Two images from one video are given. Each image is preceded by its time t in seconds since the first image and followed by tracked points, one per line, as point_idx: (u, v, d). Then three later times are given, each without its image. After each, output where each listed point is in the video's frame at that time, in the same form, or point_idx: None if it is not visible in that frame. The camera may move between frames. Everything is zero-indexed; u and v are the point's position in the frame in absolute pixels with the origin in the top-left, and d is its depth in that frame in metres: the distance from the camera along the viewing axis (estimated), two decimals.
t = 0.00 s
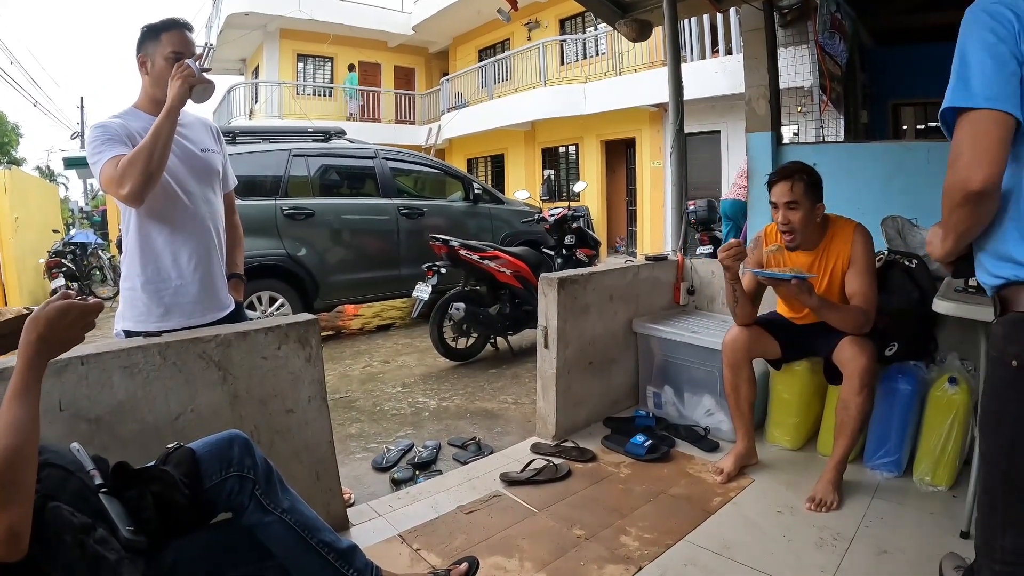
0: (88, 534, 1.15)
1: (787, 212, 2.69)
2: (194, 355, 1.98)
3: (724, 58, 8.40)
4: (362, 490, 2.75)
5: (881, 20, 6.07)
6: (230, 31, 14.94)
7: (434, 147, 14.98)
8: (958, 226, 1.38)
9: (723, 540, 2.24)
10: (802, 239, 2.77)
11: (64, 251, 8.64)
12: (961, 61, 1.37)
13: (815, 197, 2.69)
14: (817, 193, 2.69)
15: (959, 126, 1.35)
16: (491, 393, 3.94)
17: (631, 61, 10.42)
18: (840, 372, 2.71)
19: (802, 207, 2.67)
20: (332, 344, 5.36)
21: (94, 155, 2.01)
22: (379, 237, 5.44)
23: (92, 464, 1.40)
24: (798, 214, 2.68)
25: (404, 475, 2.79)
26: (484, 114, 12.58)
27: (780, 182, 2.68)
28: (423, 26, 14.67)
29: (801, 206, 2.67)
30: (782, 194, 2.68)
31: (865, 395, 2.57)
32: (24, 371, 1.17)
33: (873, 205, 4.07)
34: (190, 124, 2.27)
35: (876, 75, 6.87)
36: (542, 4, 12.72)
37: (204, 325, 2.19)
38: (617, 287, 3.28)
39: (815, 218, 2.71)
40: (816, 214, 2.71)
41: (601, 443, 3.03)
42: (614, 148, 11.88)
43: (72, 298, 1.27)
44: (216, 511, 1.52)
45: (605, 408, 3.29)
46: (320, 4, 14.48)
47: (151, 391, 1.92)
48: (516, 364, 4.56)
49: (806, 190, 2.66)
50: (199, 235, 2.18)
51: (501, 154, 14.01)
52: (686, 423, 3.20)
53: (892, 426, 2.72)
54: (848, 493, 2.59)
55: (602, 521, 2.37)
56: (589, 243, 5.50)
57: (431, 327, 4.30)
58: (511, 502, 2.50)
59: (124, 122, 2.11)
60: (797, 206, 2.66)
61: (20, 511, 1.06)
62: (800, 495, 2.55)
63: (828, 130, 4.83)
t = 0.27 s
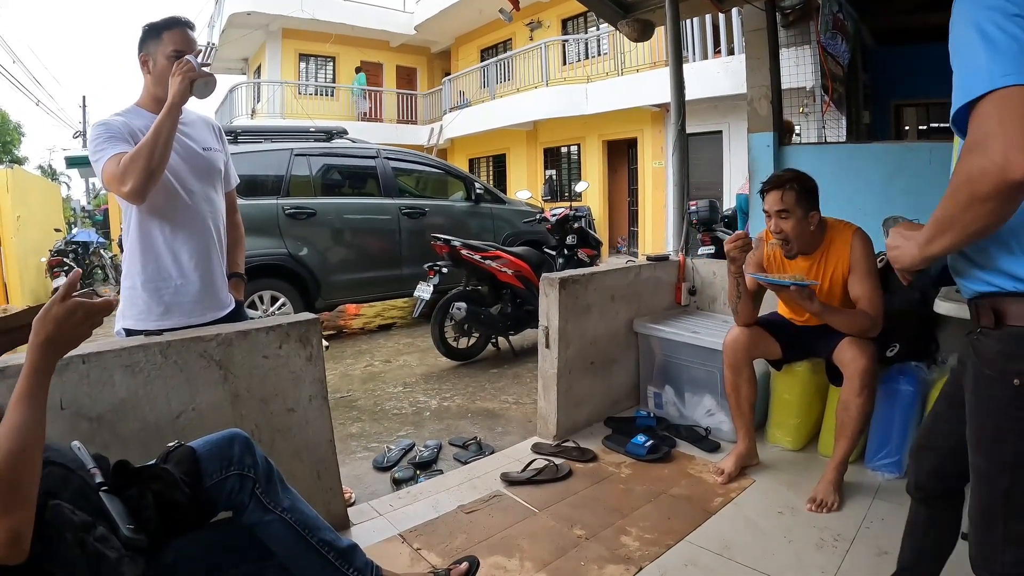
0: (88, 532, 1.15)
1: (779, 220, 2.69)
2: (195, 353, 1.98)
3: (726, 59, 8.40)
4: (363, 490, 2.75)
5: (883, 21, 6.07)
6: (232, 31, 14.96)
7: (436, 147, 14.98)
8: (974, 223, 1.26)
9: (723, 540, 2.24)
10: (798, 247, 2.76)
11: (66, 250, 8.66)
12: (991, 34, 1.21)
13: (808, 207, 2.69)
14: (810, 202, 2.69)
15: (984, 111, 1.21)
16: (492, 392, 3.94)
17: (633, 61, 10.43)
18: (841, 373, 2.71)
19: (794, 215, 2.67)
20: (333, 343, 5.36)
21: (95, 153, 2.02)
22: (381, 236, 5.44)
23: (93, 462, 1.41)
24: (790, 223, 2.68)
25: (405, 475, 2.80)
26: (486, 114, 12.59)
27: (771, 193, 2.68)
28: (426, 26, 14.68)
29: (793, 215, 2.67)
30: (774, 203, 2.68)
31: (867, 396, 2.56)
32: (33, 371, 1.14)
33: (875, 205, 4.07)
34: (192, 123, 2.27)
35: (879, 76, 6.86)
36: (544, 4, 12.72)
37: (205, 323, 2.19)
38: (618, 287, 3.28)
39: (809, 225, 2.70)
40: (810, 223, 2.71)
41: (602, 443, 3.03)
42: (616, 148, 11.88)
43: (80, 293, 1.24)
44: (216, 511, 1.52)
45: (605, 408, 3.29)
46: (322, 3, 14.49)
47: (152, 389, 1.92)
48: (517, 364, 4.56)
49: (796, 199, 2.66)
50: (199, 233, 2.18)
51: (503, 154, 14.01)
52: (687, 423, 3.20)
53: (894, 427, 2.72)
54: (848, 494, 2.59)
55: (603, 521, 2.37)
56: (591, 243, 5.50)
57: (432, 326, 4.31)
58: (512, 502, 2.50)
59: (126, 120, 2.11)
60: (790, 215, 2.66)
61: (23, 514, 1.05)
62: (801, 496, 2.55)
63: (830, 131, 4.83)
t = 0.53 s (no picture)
0: (93, 528, 1.16)
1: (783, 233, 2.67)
2: (200, 352, 1.98)
3: (729, 59, 8.40)
4: (365, 489, 2.76)
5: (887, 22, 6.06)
6: (236, 31, 14.98)
7: (439, 147, 14.98)
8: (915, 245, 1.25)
9: (726, 540, 2.24)
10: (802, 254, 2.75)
11: (68, 250, 8.66)
12: (952, 57, 1.17)
13: (812, 215, 2.66)
14: (813, 210, 2.66)
15: (937, 139, 1.18)
16: (496, 392, 3.94)
17: (637, 62, 10.44)
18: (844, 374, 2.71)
19: (798, 227, 2.65)
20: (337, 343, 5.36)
21: (100, 151, 2.02)
22: (384, 236, 5.44)
23: (98, 459, 1.42)
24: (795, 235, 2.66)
25: (408, 474, 2.80)
26: (490, 114, 12.56)
27: (774, 206, 2.65)
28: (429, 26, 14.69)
29: (797, 227, 2.64)
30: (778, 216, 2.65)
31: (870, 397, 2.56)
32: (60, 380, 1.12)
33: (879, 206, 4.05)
34: (196, 122, 2.28)
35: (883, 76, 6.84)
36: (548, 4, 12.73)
37: (208, 321, 2.20)
38: (622, 287, 3.28)
39: (813, 234, 2.69)
40: (814, 231, 2.69)
41: (605, 443, 3.03)
42: (620, 148, 11.89)
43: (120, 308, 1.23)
44: (222, 508, 1.53)
45: (609, 408, 3.29)
46: (325, 4, 14.51)
47: (156, 388, 1.93)
48: (520, 364, 4.56)
49: (800, 210, 2.63)
50: (204, 231, 2.19)
51: (506, 154, 14.01)
52: (690, 423, 3.20)
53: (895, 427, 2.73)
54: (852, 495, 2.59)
55: (606, 521, 2.37)
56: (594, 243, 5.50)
57: (435, 326, 4.31)
58: (515, 501, 2.50)
59: (130, 119, 2.12)
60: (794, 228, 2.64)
61: (37, 522, 1.04)
62: (803, 496, 2.55)
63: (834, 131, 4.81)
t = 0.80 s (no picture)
0: (112, 520, 1.19)
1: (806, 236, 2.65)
2: (219, 347, 2.01)
3: (748, 60, 8.35)
4: (381, 486, 2.77)
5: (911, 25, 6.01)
6: (256, 30, 15.10)
7: (456, 147, 15.02)
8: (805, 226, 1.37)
9: (739, 542, 2.23)
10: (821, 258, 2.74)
11: (89, 246, 8.77)
12: (838, 55, 1.28)
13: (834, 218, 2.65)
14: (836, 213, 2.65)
15: (815, 118, 1.29)
16: (512, 392, 3.95)
17: (654, 63, 10.41)
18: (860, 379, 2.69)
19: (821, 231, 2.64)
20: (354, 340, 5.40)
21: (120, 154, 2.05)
22: (402, 235, 5.46)
23: (118, 451, 1.46)
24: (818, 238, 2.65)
25: (424, 472, 2.81)
26: (508, 114, 12.54)
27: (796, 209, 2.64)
28: (447, 25, 14.73)
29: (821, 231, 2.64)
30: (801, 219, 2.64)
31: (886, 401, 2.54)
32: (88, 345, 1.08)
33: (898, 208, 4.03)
34: (216, 121, 2.29)
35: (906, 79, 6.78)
36: (567, 4, 12.73)
37: (227, 319, 2.22)
38: (639, 287, 3.28)
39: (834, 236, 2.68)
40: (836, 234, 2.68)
41: (620, 444, 3.03)
42: (637, 148, 11.89)
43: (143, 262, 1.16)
44: (240, 501, 1.55)
45: (624, 409, 3.28)
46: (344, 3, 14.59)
47: (176, 382, 1.95)
48: (537, 364, 4.56)
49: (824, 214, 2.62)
50: (222, 230, 2.21)
51: (523, 155, 14.04)
52: (706, 425, 3.19)
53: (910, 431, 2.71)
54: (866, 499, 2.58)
55: (621, 521, 2.37)
56: (611, 244, 5.50)
57: (452, 325, 4.33)
58: (530, 500, 2.51)
59: (149, 118, 2.14)
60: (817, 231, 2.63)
61: (77, 486, 1.05)
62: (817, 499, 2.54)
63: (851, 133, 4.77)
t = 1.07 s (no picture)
0: (150, 504, 1.21)
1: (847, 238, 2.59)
2: (256, 340, 2.05)
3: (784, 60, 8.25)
4: (414, 481, 2.80)
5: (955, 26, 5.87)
6: (293, 28, 15.30)
7: (493, 145, 14.95)
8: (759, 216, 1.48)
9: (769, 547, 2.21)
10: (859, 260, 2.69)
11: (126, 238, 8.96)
12: (786, 60, 1.41)
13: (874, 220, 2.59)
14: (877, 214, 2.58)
15: (766, 127, 1.42)
16: (544, 390, 3.96)
17: (691, 62, 10.39)
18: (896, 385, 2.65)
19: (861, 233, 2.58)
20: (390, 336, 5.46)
21: (161, 159, 2.11)
22: (436, 232, 5.49)
23: (158, 439, 1.54)
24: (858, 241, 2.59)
25: (455, 468, 2.83)
26: (544, 114, 12.56)
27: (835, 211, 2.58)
28: (481, 24, 14.81)
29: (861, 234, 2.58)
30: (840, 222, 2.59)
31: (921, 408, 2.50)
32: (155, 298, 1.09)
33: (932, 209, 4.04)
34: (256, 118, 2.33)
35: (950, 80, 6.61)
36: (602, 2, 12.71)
37: (264, 314, 2.26)
38: (673, 288, 3.26)
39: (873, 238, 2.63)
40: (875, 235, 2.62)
41: (651, 445, 3.02)
42: (673, 148, 11.81)
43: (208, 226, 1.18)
44: (276, 490, 1.58)
45: (655, 409, 3.27)
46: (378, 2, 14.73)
47: (214, 373, 1.99)
48: (569, 363, 4.56)
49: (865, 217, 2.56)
50: (259, 226, 2.25)
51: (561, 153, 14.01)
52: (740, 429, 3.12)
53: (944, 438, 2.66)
54: (898, 506, 2.54)
55: (650, 522, 2.36)
56: (646, 244, 5.48)
57: (487, 322, 4.37)
58: (560, 498, 2.52)
59: (191, 117, 2.19)
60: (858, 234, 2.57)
61: (129, 435, 1.04)
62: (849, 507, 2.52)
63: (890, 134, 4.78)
